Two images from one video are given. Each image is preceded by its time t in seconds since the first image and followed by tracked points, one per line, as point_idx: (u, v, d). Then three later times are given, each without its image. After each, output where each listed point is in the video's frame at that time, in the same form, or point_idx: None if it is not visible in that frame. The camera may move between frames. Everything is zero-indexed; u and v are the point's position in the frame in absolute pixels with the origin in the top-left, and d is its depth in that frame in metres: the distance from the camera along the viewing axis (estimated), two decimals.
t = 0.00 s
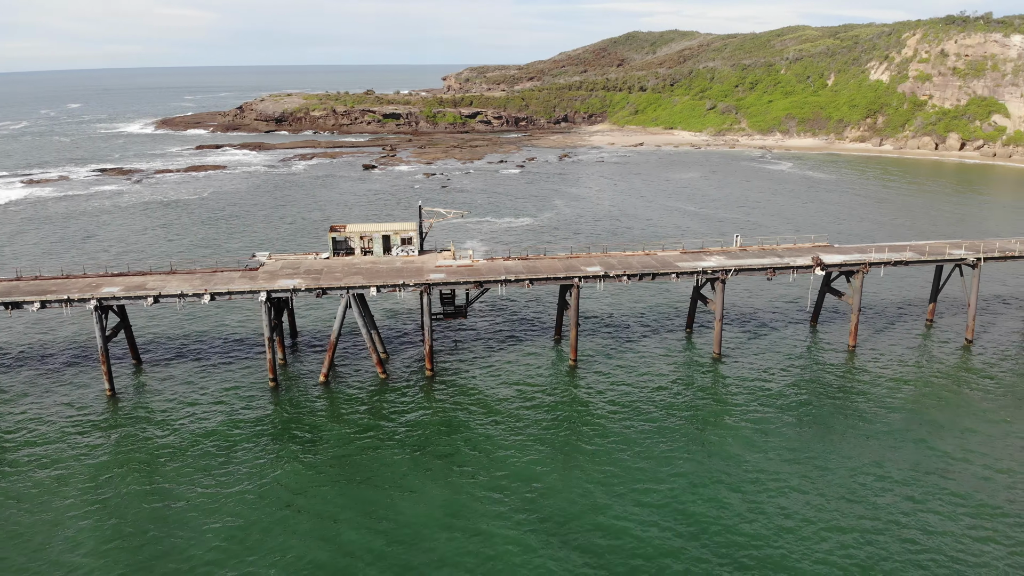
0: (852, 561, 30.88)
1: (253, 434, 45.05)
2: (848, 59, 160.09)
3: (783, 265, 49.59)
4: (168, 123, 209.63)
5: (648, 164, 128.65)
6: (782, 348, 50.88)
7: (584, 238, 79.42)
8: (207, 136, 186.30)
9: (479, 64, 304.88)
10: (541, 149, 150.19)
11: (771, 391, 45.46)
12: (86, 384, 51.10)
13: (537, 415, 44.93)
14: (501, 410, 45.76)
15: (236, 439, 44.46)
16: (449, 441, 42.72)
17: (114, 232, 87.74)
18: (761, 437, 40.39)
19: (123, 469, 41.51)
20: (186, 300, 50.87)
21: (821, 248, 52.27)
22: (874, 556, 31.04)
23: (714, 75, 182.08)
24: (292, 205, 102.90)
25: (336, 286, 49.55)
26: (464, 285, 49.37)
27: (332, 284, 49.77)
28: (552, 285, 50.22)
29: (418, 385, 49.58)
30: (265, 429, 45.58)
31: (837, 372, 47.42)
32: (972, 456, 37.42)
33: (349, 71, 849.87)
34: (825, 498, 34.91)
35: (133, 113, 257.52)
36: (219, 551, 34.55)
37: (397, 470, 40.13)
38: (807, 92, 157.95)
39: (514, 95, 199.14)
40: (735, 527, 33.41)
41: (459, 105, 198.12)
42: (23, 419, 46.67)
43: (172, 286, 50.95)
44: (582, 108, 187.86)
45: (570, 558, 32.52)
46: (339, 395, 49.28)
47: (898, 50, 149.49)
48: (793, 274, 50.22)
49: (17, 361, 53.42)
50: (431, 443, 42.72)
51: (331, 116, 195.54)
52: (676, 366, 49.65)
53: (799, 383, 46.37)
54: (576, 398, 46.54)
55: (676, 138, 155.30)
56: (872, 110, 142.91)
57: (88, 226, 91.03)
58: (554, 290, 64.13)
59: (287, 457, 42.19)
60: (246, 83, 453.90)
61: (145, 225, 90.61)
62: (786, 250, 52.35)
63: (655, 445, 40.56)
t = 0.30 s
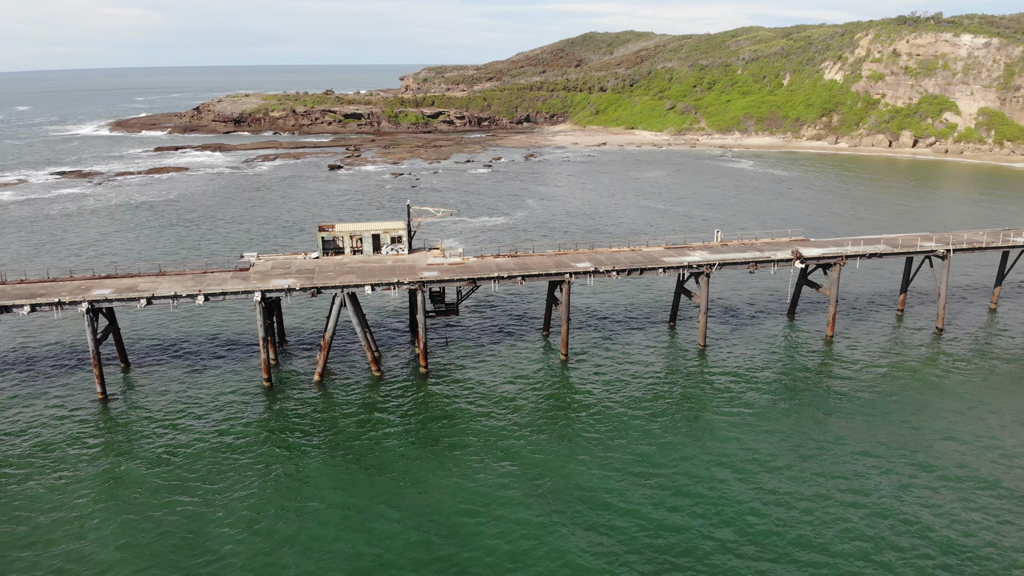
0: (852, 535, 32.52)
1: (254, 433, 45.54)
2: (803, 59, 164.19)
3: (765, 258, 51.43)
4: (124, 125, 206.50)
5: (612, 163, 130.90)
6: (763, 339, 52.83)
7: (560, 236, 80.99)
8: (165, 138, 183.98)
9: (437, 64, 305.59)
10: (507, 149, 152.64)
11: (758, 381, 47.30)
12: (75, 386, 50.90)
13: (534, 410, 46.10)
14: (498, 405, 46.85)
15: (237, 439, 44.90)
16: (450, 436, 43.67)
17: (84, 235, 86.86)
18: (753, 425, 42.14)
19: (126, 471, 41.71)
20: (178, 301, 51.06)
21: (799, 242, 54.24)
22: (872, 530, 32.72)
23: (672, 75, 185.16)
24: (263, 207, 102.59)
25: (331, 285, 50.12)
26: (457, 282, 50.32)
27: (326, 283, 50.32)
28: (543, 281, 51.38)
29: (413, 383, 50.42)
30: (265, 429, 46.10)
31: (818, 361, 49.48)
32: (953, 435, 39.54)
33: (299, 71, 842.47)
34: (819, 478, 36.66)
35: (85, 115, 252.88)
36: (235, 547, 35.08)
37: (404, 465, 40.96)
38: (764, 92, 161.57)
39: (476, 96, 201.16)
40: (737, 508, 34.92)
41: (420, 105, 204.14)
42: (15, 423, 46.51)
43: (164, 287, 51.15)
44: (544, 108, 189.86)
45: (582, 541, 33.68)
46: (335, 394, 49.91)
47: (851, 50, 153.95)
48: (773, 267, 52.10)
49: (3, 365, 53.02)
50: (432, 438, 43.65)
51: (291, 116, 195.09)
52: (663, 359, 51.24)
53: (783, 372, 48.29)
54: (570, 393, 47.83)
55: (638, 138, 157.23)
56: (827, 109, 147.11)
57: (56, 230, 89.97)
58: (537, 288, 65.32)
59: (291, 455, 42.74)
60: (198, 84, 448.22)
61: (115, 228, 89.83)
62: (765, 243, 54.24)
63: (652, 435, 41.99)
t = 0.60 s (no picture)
0: (849, 510, 34.31)
1: (253, 432, 46.00)
2: (758, 59, 168.02)
3: (746, 252, 53.30)
4: (77, 126, 203.19)
5: (577, 162, 133.29)
6: (744, 331, 54.76)
7: (534, 233, 82.52)
8: (121, 139, 181.49)
9: (394, 65, 305.53)
10: (472, 149, 154.58)
11: (743, 371, 49.11)
12: (66, 390, 50.74)
13: (530, 403, 47.28)
14: (494, 399, 47.91)
15: (237, 438, 45.33)
16: (450, 429, 44.65)
17: (54, 238, 85.99)
18: (743, 412, 43.89)
19: (127, 474, 41.85)
20: (170, 303, 51.24)
21: (776, 236, 56.25)
22: (867, 505, 34.54)
23: (630, 76, 187.94)
24: (232, 210, 102.12)
25: (324, 284, 50.71)
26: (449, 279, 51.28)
27: (320, 283, 50.90)
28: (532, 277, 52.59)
29: (407, 379, 51.25)
30: (264, 427, 46.59)
31: (799, 351, 51.54)
32: (932, 416, 41.69)
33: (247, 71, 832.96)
34: (811, 459, 38.48)
35: (34, 117, 247.98)
36: (251, 541, 35.70)
37: (408, 458, 41.83)
38: (722, 91, 164.86)
39: (437, 95, 205.63)
40: (738, 489, 36.52)
41: (381, 106, 205.73)
42: (9, 427, 46.30)
43: (156, 289, 51.30)
44: (505, 108, 192.56)
45: (593, 524, 34.93)
46: (330, 392, 50.51)
47: (805, 51, 158.13)
48: (753, 260, 54.02)
49: None
50: (433, 431, 44.57)
51: (249, 117, 193.50)
52: (650, 351, 52.85)
53: (766, 362, 50.20)
54: (563, 385, 49.09)
55: (600, 138, 158.87)
56: (783, 108, 150.93)
57: (24, 234, 88.86)
58: (520, 285, 66.51)
59: (294, 452, 43.35)
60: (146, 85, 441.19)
61: (84, 231, 89.01)
62: (743, 238, 56.15)
63: (648, 424, 43.48)
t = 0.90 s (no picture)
0: (843, 488, 36.18)
1: (253, 431, 46.42)
2: (715, 59, 171.67)
3: (727, 246, 55.10)
4: (28, 128, 199.60)
5: (542, 161, 135.71)
6: (725, 324, 56.58)
7: (510, 231, 84.10)
8: (76, 141, 179.06)
9: (350, 65, 304.58)
10: (437, 150, 159.13)
11: (730, 363, 50.88)
12: (57, 393, 50.53)
13: (525, 396, 48.46)
14: (488, 394, 49.00)
15: (236, 437, 45.71)
16: (450, 424, 45.62)
17: (24, 241, 85.17)
18: (734, 401, 45.58)
19: (129, 475, 41.94)
20: (161, 304, 51.36)
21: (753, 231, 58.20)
22: (860, 482, 36.44)
23: (590, 76, 190.55)
24: (201, 212, 101.46)
25: (318, 284, 51.24)
26: (441, 277, 52.19)
27: (313, 282, 51.44)
28: (522, 274, 53.71)
29: (400, 376, 52.05)
30: (262, 426, 47.00)
31: (778, 342, 53.54)
32: (911, 402, 43.85)
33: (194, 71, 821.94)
34: (803, 443, 40.28)
35: None
36: (266, 537, 36.30)
37: (411, 453, 42.66)
38: (680, 91, 168.19)
39: (398, 95, 210.68)
40: (736, 472, 38.15)
41: (341, 106, 206.38)
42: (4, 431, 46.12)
43: (147, 290, 51.43)
44: (467, 108, 198.69)
45: (601, 509, 36.22)
46: (325, 390, 51.09)
47: (761, 52, 161.93)
48: (733, 255, 55.85)
49: None
50: (434, 427, 45.49)
51: (206, 118, 190.87)
52: (637, 344, 54.37)
53: (750, 353, 52.04)
54: (554, 379, 50.34)
55: (564, 138, 160.70)
56: (740, 108, 154.24)
57: None
58: (502, 282, 67.64)
59: (296, 449, 43.95)
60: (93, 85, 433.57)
61: (55, 234, 88.20)
62: (722, 233, 58.04)
63: (643, 414, 44.92)
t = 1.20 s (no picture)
0: (836, 467, 38.18)
1: (254, 430, 46.85)
2: (673, 59, 174.74)
3: (708, 241, 56.98)
4: None
5: (507, 161, 137.48)
6: (706, 317, 58.49)
7: (485, 230, 85.47)
8: (28, 144, 175.39)
9: (306, 66, 302.60)
10: (402, 150, 161.33)
11: (715, 355, 52.68)
12: (49, 397, 50.37)
13: (521, 391, 49.61)
14: (485, 389, 50.05)
15: (238, 436, 46.13)
16: (450, 419, 46.59)
17: None
18: (724, 391, 47.32)
19: (133, 475, 42.15)
20: (154, 305, 51.56)
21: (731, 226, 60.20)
22: (851, 462, 38.45)
23: (551, 76, 192.61)
24: (170, 214, 100.62)
25: (312, 283, 51.90)
26: (433, 274, 53.24)
27: (307, 281, 52.12)
28: (510, 270, 54.97)
29: (394, 374, 52.84)
30: (262, 424, 47.46)
31: (760, 334, 55.56)
32: (891, 386, 46.05)
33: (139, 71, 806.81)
34: (793, 427, 42.18)
35: None
36: (283, 530, 36.97)
37: (417, 447, 43.56)
38: (640, 91, 170.86)
39: (359, 95, 211.41)
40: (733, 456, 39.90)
41: (301, 106, 205.65)
42: None
43: (140, 292, 51.60)
44: (429, 108, 201.75)
45: (608, 494, 37.69)
46: (320, 388, 51.68)
47: (718, 52, 165.25)
48: (714, 250, 57.77)
49: None
50: (434, 421, 46.44)
51: (163, 120, 188.37)
52: (623, 338, 55.91)
53: (733, 345, 53.97)
54: (548, 374, 51.57)
55: (527, 138, 162.33)
56: (700, 108, 157.16)
57: None
58: (485, 280, 68.79)
59: (300, 446, 44.54)
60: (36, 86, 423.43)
61: (23, 238, 87.04)
62: (701, 228, 59.94)
63: (637, 405, 46.45)
